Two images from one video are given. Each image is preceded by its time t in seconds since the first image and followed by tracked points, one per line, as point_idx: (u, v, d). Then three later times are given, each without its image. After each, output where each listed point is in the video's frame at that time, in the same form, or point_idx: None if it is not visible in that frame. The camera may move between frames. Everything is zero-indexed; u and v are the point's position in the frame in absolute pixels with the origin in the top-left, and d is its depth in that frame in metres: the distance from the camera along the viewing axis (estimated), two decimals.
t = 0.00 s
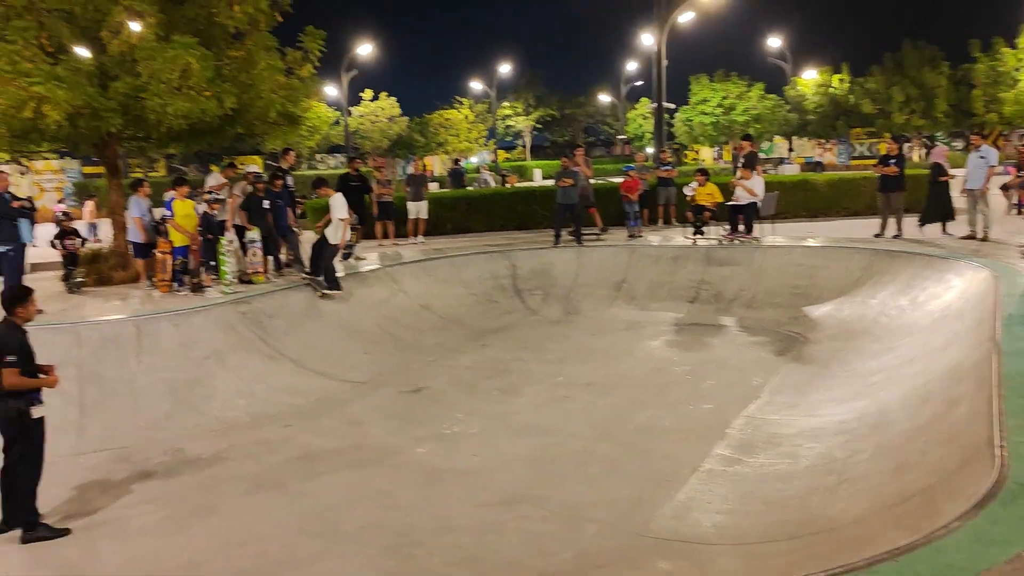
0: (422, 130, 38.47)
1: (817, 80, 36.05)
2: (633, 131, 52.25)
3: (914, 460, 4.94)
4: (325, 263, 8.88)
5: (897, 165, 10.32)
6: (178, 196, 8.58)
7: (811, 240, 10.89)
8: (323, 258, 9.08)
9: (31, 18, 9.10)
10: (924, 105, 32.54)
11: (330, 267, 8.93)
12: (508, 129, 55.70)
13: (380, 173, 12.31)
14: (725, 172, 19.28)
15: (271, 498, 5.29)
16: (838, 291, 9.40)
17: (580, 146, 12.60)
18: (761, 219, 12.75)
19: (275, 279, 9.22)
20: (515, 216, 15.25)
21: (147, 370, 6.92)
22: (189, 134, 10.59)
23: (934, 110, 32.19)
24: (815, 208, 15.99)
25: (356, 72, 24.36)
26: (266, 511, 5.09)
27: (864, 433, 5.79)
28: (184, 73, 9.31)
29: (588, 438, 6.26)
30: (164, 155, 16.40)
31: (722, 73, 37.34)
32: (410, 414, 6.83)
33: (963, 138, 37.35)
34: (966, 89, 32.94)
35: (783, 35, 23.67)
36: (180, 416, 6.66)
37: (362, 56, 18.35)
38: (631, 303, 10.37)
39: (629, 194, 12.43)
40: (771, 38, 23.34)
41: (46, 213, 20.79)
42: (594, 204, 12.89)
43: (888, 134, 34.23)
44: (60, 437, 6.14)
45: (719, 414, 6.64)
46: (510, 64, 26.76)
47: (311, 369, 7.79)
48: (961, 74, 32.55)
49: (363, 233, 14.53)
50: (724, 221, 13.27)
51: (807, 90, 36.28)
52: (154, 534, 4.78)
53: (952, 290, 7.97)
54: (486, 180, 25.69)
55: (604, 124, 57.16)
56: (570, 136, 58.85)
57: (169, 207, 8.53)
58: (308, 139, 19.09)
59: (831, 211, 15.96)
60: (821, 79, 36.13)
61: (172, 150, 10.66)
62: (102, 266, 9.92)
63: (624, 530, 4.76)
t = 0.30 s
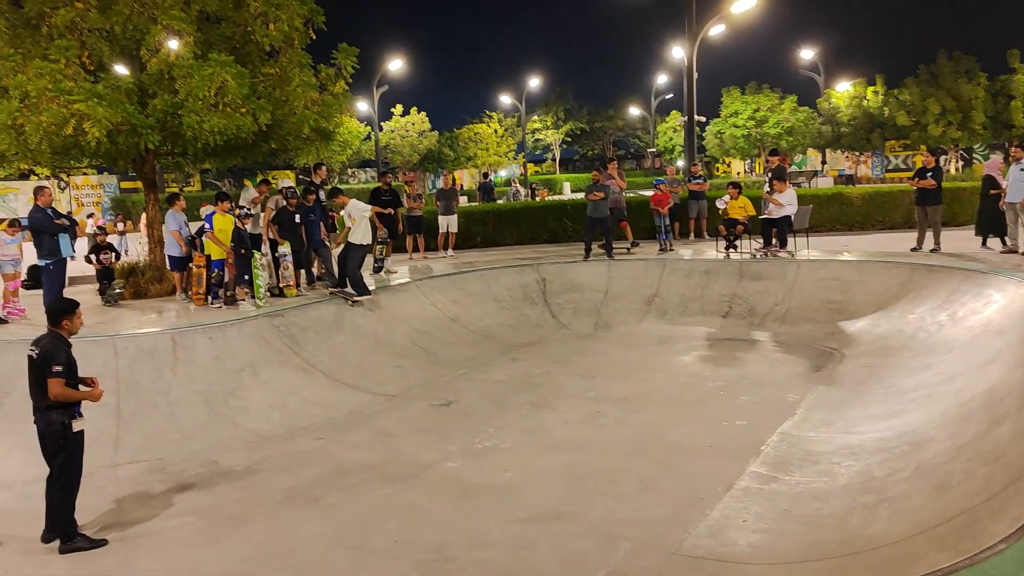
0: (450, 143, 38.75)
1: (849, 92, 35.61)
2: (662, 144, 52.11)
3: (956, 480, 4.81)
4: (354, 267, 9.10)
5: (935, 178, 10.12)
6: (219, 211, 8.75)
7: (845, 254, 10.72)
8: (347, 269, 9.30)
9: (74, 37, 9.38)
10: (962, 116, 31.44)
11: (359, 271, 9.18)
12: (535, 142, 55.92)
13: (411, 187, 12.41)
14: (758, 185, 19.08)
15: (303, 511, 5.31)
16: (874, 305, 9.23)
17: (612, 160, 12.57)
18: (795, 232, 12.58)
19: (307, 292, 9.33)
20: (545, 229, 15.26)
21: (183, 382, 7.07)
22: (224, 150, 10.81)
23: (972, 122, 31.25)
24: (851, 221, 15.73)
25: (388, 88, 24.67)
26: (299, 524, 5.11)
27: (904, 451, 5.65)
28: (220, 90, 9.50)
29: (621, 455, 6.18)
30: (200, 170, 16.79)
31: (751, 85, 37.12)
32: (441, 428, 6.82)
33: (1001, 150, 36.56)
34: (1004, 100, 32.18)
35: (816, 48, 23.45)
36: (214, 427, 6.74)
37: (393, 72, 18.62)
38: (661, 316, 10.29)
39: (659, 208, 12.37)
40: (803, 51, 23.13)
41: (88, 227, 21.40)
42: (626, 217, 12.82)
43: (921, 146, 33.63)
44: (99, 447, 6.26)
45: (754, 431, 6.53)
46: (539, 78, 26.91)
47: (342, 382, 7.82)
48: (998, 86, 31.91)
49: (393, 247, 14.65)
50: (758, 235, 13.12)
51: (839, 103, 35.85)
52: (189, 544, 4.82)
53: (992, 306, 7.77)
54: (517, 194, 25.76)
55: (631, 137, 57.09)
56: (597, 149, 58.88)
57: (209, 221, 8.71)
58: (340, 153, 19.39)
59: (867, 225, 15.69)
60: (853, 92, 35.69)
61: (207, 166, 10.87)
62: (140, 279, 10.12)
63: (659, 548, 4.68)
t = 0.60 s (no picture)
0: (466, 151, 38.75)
1: (865, 99, 35.38)
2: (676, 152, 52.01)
3: (979, 491, 4.75)
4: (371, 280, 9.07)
5: (954, 185, 10.03)
6: (239, 219, 8.83)
7: (863, 262, 10.64)
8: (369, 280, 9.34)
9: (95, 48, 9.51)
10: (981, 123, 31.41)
11: (376, 285, 9.13)
12: (548, 150, 56.01)
13: (427, 195, 12.48)
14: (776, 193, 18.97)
15: (319, 518, 5.32)
16: (892, 314, 9.14)
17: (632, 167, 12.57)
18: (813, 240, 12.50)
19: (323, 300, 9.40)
20: (560, 237, 15.26)
21: (201, 389, 7.12)
22: (242, 158, 10.91)
23: (991, 129, 31.15)
24: (869, 229, 15.60)
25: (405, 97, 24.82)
26: (315, 531, 5.12)
27: (924, 461, 5.59)
28: (239, 99, 9.58)
29: (638, 464, 6.15)
30: (218, 179, 16.94)
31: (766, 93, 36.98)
32: (456, 436, 6.81)
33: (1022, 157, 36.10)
34: None
35: (833, 55, 23.35)
36: (232, 433, 6.77)
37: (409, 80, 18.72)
38: (677, 324, 10.24)
39: (675, 216, 12.35)
40: (820, 57, 23.03)
41: (108, 235, 21.65)
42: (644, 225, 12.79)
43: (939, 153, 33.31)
44: (118, 453, 6.31)
45: (772, 440, 6.48)
46: (555, 86, 26.93)
47: (358, 389, 7.84)
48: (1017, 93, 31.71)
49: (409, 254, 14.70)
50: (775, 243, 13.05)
51: (856, 110, 35.83)
52: (206, 551, 4.84)
53: (1014, 314, 7.68)
54: (533, 202, 25.75)
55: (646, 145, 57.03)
56: (612, 157, 58.84)
57: (229, 228, 8.74)
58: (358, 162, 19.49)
59: (886, 232, 15.57)
60: (869, 99, 35.45)
61: (225, 175, 10.97)
62: (158, 287, 10.21)
63: (676, 558, 4.65)
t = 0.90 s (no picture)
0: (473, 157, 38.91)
1: (875, 103, 35.22)
2: (684, 156, 51.94)
3: (991, 497, 4.72)
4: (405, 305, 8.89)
5: (965, 189, 9.95)
6: (246, 223, 8.77)
7: (873, 266, 10.60)
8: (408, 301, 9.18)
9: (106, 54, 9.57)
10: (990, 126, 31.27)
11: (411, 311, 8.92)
12: (555, 154, 56.04)
13: (436, 200, 12.49)
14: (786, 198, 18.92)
15: (328, 524, 5.32)
16: (903, 318, 9.09)
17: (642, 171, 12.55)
18: (823, 245, 12.46)
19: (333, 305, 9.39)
20: (569, 242, 15.25)
21: (211, 394, 7.15)
22: (253, 164, 10.97)
23: (1001, 132, 31.02)
24: (880, 234, 15.53)
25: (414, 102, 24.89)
26: (325, 536, 5.12)
27: (936, 466, 5.55)
28: (249, 105, 9.63)
29: (648, 469, 6.12)
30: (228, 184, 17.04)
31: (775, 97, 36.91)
32: (466, 441, 6.81)
33: None
34: None
35: (843, 58, 23.28)
36: (241, 438, 6.79)
37: (419, 86, 18.77)
38: (686, 329, 10.22)
39: (684, 220, 12.33)
40: (829, 61, 22.96)
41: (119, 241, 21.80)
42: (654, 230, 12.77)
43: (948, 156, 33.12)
44: (128, 458, 6.34)
45: (783, 445, 6.45)
46: (564, 90, 26.95)
47: (367, 394, 7.85)
48: None
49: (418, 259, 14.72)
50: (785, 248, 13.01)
51: (865, 114, 35.72)
52: (217, 555, 4.86)
53: None
54: (542, 207, 25.80)
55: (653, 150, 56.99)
56: (619, 162, 58.86)
57: (238, 234, 8.75)
58: (367, 167, 19.58)
59: (897, 236, 15.50)
60: (878, 103, 35.29)
61: (235, 180, 11.03)
62: (168, 292, 10.25)
63: (686, 564, 4.64)
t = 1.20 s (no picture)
0: (471, 158, 38.93)
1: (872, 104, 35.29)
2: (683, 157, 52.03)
3: (989, 497, 4.73)
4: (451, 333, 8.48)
5: (963, 189, 9.98)
6: (241, 225, 8.80)
7: (871, 267, 10.61)
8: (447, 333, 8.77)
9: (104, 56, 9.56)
10: (987, 126, 31.29)
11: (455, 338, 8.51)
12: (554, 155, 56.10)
13: (435, 201, 12.49)
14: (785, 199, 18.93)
15: (327, 525, 5.32)
16: (901, 318, 9.10)
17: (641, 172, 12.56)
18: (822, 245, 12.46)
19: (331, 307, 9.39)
20: (568, 243, 15.25)
21: (209, 395, 7.14)
22: (251, 165, 10.97)
23: (999, 133, 31.07)
24: (879, 234, 15.54)
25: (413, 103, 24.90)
26: (323, 537, 5.12)
27: (935, 466, 5.56)
28: (247, 106, 9.63)
29: (648, 470, 6.12)
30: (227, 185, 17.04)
31: (772, 98, 36.96)
32: (465, 442, 6.81)
33: None
34: None
35: (841, 59, 23.31)
36: (240, 439, 6.78)
37: (417, 87, 18.76)
38: (685, 330, 10.22)
39: (682, 221, 12.36)
40: (827, 62, 22.98)
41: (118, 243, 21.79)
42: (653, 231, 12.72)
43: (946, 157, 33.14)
44: (126, 459, 6.34)
45: (782, 445, 6.46)
46: (562, 91, 26.96)
47: (366, 395, 7.85)
48: None
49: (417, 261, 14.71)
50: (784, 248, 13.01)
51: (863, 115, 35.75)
52: (214, 556, 4.86)
53: None
54: (541, 209, 25.80)
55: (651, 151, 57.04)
56: (618, 163, 58.90)
57: (233, 236, 8.77)
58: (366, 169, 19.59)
59: (895, 237, 15.51)
60: (876, 104, 35.36)
61: (234, 182, 11.03)
62: (167, 293, 10.23)
63: (685, 564, 4.65)
